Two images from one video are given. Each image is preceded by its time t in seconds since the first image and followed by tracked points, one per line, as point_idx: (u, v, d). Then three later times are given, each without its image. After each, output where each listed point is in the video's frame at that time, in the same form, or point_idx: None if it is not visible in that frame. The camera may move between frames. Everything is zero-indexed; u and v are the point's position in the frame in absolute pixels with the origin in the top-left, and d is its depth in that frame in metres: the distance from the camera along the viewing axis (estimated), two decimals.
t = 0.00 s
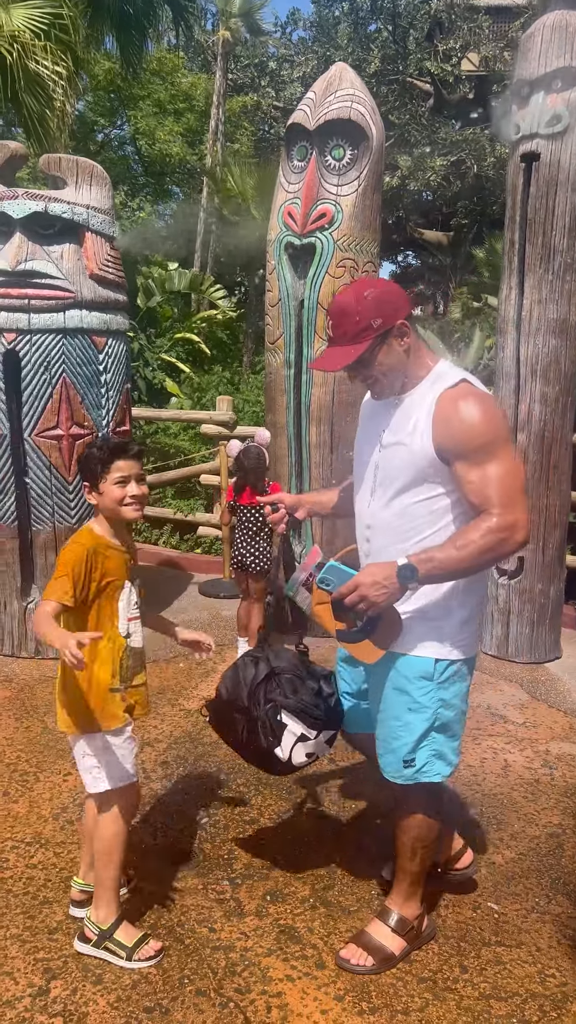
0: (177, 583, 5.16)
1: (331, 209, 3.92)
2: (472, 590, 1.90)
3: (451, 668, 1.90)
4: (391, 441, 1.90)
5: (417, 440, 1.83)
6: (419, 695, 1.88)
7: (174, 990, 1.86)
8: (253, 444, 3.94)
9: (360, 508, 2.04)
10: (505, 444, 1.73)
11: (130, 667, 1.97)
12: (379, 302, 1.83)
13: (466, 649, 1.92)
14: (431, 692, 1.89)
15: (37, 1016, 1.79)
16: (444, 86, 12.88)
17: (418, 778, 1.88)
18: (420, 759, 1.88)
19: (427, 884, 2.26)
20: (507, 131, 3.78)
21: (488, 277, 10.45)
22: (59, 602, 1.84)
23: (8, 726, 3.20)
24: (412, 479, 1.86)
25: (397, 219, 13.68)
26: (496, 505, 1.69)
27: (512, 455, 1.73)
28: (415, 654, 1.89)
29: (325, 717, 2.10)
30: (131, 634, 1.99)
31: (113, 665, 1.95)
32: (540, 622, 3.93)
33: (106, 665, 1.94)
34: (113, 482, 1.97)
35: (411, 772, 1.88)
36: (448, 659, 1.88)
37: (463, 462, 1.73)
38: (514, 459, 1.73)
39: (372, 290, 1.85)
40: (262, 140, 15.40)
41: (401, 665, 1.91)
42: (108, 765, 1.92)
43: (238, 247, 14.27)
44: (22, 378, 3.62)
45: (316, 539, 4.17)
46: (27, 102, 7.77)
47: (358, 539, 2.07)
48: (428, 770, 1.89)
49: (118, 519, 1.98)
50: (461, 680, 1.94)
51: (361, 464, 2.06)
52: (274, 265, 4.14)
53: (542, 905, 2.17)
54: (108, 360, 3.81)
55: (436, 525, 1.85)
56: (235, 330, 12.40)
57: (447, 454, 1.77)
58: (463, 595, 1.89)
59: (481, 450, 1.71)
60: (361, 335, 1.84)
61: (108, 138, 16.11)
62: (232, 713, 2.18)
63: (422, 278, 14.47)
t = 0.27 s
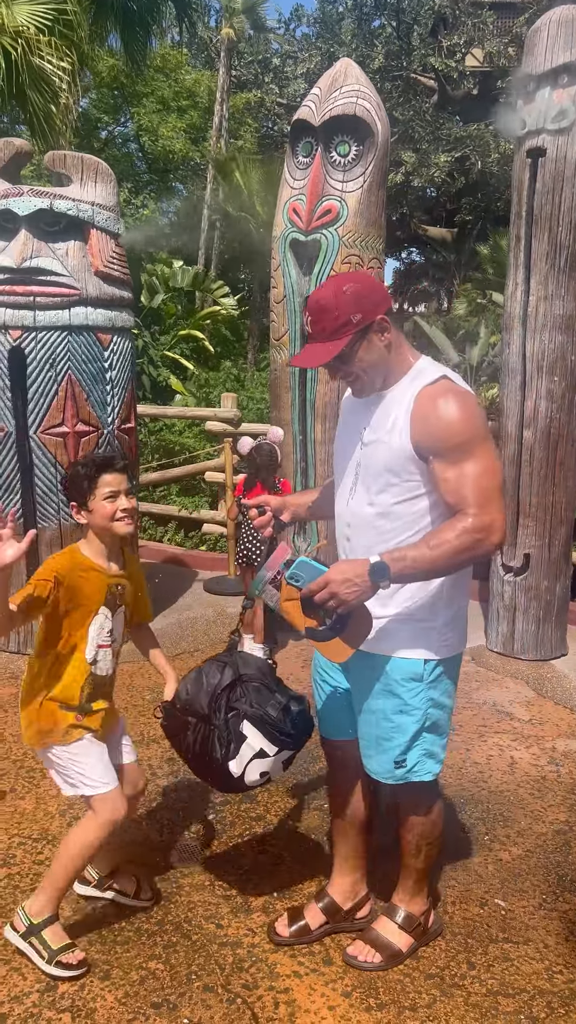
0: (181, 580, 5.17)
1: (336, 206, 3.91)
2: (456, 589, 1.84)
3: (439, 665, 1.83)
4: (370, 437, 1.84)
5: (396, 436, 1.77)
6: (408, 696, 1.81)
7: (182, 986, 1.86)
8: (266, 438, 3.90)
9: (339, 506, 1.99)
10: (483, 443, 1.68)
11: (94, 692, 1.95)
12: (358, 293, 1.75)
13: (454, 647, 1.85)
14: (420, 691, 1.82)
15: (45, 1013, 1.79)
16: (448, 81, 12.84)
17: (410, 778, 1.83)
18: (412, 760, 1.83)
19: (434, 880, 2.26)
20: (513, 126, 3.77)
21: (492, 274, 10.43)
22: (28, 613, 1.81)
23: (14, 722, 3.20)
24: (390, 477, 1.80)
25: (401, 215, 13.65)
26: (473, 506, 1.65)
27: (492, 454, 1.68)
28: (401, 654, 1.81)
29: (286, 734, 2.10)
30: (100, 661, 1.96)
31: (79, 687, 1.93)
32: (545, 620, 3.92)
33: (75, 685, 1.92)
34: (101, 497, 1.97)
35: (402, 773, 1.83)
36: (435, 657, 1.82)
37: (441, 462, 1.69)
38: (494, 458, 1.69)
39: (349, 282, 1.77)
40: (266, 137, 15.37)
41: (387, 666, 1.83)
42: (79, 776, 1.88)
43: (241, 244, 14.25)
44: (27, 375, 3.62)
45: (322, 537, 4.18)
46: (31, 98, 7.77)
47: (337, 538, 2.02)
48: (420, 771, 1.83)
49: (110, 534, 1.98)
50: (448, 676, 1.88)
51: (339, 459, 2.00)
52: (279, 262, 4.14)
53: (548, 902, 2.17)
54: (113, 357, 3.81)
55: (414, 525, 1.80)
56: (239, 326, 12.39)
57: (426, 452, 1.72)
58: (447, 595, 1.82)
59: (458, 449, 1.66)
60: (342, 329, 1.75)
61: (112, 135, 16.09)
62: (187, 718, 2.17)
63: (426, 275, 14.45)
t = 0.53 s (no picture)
0: (185, 578, 5.16)
1: (341, 202, 3.90)
2: (439, 587, 1.83)
3: (422, 664, 1.81)
4: (357, 431, 1.83)
5: (386, 430, 1.76)
6: (392, 695, 1.79)
7: (187, 984, 1.86)
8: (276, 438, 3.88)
9: (323, 500, 1.97)
10: (471, 441, 1.67)
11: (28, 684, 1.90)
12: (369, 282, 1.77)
13: (436, 645, 1.83)
14: (403, 690, 1.79)
15: (50, 1010, 1.79)
16: (453, 77, 12.80)
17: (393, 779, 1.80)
18: (395, 760, 1.80)
19: (438, 878, 2.26)
20: (519, 122, 3.75)
21: (497, 270, 10.40)
22: None
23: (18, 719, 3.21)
24: (378, 471, 1.79)
25: (405, 212, 13.61)
26: (462, 503, 1.64)
27: (479, 453, 1.67)
28: (383, 652, 1.79)
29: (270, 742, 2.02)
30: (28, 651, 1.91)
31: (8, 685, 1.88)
32: (551, 617, 3.91)
33: None
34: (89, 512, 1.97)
35: (386, 773, 1.80)
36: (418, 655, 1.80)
37: (430, 457, 1.68)
38: (483, 457, 1.68)
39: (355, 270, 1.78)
40: (270, 133, 15.34)
41: (370, 663, 1.81)
42: None
43: (245, 240, 14.24)
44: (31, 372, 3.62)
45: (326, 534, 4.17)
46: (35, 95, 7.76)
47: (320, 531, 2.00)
48: (403, 770, 1.81)
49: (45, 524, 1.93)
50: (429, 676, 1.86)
51: (324, 452, 1.98)
52: (284, 258, 4.12)
53: (554, 901, 2.17)
54: (117, 354, 3.81)
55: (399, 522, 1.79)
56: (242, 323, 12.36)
57: (415, 448, 1.71)
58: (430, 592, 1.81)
59: (447, 446, 1.65)
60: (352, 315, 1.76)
61: (116, 131, 16.07)
62: (167, 724, 2.08)
63: (430, 271, 14.41)
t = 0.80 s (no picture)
0: (190, 574, 5.16)
1: (346, 198, 3.89)
2: (432, 584, 1.83)
3: (410, 659, 1.81)
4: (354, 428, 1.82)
5: (385, 426, 1.75)
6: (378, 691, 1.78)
7: (193, 979, 1.86)
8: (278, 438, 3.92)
9: (318, 497, 1.95)
10: (469, 437, 1.67)
11: None
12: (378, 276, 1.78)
13: (426, 642, 1.84)
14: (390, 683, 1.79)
15: (57, 1004, 1.80)
16: (458, 73, 12.77)
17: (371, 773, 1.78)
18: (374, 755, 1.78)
19: (444, 874, 2.26)
20: (525, 118, 3.75)
21: (502, 266, 10.38)
22: None
23: (23, 715, 3.21)
24: (377, 467, 1.78)
25: (409, 208, 13.59)
26: (462, 498, 1.64)
27: (475, 450, 1.68)
28: (374, 644, 1.78)
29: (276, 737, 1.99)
30: None
31: None
32: (556, 614, 3.90)
33: None
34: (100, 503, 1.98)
35: (362, 767, 1.78)
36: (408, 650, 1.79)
37: (429, 453, 1.68)
38: (479, 454, 1.68)
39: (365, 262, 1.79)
40: (274, 130, 15.32)
41: (358, 655, 1.79)
42: None
43: (250, 237, 14.23)
44: (36, 369, 3.62)
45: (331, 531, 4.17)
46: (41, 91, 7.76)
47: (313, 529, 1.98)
48: (382, 766, 1.79)
49: None
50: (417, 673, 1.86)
51: (317, 450, 1.96)
52: (289, 254, 4.12)
53: (559, 897, 2.17)
54: (122, 350, 3.81)
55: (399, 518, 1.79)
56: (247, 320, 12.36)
57: (414, 443, 1.70)
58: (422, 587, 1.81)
59: (446, 442, 1.65)
60: (361, 303, 1.75)
61: (120, 128, 16.07)
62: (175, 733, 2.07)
63: (435, 268, 14.40)
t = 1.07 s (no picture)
0: (194, 572, 5.17)
1: (351, 195, 3.89)
2: (436, 585, 1.83)
3: (417, 662, 1.81)
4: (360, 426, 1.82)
5: (390, 424, 1.75)
6: (388, 691, 1.77)
7: (197, 976, 1.87)
8: (274, 437, 3.99)
9: (321, 495, 1.94)
10: (476, 435, 1.67)
11: None
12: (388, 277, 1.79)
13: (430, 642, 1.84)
14: (397, 687, 1.78)
15: (61, 1001, 1.80)
16: (463, 70, 12.74)
17: (381, 779, 1.77)
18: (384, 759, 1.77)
19: (448, 872, 2.26)
20: (531, 115, 3.73)
21: (506, 264, 10.37)
22: None
23: (28, 712, 3.22)
24: (382, 465, 1.77)
25: (414, 206, 13.57)
26: (468, 496, 1.64)
27: (481, 448, 1.68)
28: (381, 649, 1.77)
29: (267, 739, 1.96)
30: None
31: None
32: (560, 612, 3.90)
33: None
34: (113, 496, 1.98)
35: (375, 774, 1.77)
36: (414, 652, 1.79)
37: (436, 451, 1.67)
38: (486, 452, 1.68)
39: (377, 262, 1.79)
40: (279, 127, 15.30)
41: (364, 661, 1.78)
42: None
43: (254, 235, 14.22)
44: (41, 366, 3.62)
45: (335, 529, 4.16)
46: (45, 89, 7.77)
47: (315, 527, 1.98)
48: (392, 770, 1.79)
49: None
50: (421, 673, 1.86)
51: (320, 450, 1.95)
52: (293, 252, 4.11)
53: (563, 895, 2.17)
54: (127, 348, 3.81)
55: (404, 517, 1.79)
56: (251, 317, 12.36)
57: (420, 442, 1.70)
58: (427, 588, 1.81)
59: (453, 440, 1.65)
60: (371, 299, 1.75)
61: (125, 125, 16.07)
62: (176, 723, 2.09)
63: (440, 265, 14.37)
